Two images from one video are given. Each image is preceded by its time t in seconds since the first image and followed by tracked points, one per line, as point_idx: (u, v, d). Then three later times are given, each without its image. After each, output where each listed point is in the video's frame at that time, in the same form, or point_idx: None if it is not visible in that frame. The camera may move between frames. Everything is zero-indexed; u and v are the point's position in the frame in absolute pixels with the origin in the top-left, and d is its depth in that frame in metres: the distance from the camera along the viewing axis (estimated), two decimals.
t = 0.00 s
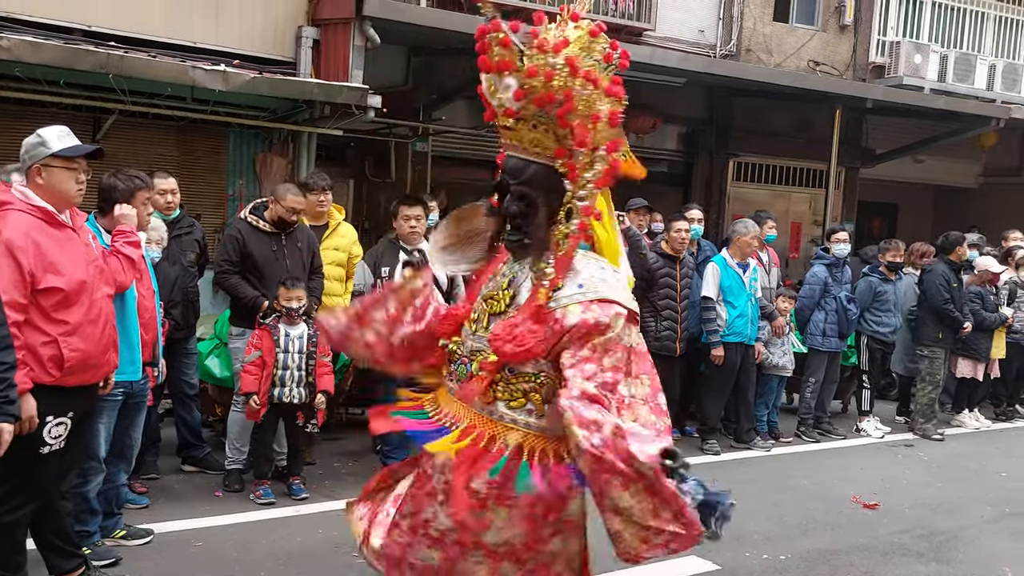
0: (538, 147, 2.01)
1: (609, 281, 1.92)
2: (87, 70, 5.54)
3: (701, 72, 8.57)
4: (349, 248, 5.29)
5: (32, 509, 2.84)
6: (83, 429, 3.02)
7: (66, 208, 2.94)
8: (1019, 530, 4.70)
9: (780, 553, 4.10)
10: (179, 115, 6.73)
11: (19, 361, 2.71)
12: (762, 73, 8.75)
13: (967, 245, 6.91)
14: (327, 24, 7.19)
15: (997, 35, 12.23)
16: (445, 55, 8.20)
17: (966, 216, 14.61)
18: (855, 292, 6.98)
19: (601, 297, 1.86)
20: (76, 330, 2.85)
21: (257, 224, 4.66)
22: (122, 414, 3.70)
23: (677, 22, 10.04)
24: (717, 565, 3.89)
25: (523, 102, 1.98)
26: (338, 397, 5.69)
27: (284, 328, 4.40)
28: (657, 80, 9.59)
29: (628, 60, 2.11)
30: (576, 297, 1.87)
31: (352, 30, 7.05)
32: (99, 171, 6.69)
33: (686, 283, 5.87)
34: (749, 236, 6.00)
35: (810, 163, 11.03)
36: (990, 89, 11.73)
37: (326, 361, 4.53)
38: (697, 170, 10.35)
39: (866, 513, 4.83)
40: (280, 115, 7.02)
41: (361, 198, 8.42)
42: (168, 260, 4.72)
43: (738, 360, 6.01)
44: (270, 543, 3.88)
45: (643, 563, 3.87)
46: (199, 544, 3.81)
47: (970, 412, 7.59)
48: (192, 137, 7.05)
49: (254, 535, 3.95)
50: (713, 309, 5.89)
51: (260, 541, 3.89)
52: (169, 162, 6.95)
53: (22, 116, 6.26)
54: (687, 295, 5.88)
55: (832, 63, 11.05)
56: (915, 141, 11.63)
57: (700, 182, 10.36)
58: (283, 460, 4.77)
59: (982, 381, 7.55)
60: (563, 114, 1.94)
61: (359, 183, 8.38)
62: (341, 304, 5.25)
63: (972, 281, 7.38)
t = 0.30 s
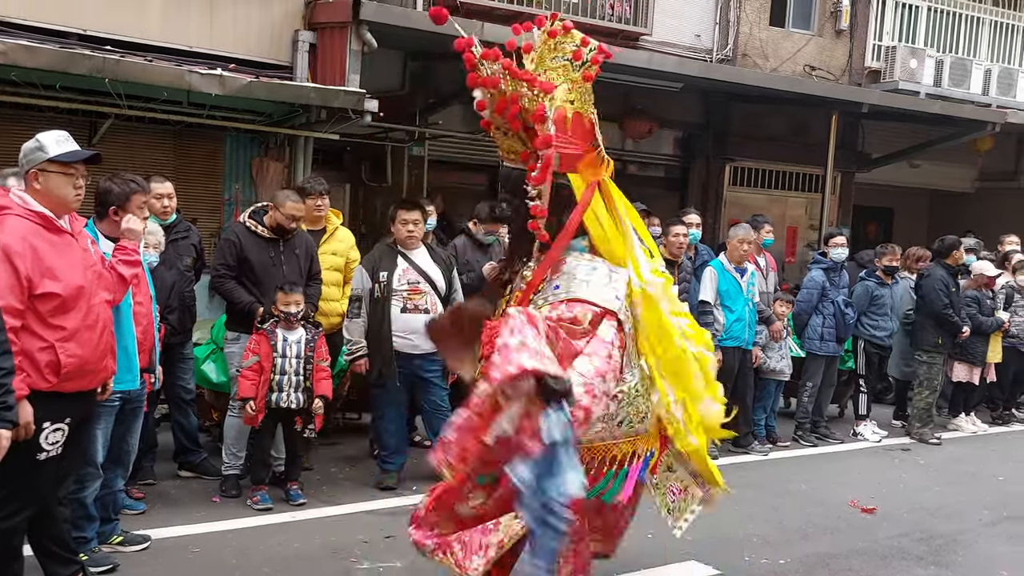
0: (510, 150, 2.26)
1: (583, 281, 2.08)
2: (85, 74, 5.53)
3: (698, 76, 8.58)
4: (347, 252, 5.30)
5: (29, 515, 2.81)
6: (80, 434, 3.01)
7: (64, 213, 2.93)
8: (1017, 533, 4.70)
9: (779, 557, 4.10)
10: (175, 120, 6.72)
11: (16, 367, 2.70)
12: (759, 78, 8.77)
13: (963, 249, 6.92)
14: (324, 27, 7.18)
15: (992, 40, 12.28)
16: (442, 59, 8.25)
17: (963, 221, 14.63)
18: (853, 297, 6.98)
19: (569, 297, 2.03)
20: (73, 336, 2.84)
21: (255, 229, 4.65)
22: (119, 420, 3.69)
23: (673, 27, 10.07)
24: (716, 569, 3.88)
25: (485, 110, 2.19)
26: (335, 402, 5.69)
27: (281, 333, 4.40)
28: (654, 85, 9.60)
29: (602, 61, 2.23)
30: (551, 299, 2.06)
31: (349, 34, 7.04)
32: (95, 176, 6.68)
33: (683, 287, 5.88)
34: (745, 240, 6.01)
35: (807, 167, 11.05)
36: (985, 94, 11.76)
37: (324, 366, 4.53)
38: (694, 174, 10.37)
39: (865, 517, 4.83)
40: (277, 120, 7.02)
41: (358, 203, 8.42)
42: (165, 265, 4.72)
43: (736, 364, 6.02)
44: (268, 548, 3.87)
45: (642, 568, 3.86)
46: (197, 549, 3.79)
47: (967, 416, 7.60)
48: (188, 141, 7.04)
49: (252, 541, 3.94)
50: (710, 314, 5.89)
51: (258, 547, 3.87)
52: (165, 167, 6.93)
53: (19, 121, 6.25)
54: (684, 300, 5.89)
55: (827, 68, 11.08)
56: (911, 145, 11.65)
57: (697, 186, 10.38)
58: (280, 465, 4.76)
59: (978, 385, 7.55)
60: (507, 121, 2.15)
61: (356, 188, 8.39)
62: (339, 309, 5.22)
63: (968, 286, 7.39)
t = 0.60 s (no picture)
0: (550, 152, 2.14)
1: (621, 273, 2.08)
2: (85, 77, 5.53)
3: (696, 80, 8.60)
4: (347, 255, 5.30)
5: (31, 518, 2.82)
6: (83, 438, 3.02)
7: (67, 216, 2.93)
8: (1017, 536, 4.70)
9: (779, 561, 4.10)
10: (174, 123, 6.73)
11: (20, 371, 2.70)
12: (757, 82, 8.79)
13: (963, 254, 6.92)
14: (323, 31, 7.19)
15: (989, 44, 12.32)
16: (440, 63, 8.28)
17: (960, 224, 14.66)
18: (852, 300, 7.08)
19: (630, 289, 2.02)
20: (77, 340, 2.84)
21: (255, 232, 4.65)
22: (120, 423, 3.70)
23: (671, 31, 10.09)
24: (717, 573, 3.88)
25: (528, 112, 2.12)
26: (334, 405, 5.69)
27: (283, 336, 4.39)
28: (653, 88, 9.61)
29: (624, 61, 2.27)
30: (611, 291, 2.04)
31: (348, 37, 7.06)
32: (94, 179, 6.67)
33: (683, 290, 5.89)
34: (742, 244, 6.02)
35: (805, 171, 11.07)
36: (983, 97, 11.80)
37: (325, 370, 4.53)
38: (693, 178, 10.39)
39: (865, 520, 4.83)
40: (277, 123, 7.02)
41: (356, 207, 8.43)
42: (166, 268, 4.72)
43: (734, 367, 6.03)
44: (270, 551, 3.86)
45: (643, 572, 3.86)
46: (198, 553, 3.79)
47: (966, 420, 7.61)
48: (188, 144, 7.03)
49: (254, 544, 3.94)
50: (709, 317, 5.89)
51: (259, 550, 3.87)
52: (164, 170, 6.93)
53: (19, 124, 6.25)
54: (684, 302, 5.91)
55: (826, 72, 11.11)
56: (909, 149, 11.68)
57: (696, 189, 10.40)
58: (281, 468, 4.76)
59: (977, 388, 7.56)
60: (567, 115, 2.08)
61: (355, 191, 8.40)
62: (339, 312, 5.25)
63: (966, 290, 7.40)
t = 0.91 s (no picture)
0: (582, 157, 2.59)
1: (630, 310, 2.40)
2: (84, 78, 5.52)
3: (694, 83, 8.61)
4: (346, 257, 5.30)
5: (30, 520, 2.81)
6: (82, 440, 3.01)
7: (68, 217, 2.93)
8: (1014, 539, 4.72)
9: (778, 563, 4.10)
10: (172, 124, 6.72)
11: (20, 372, 2.69)
12: (755, 85, 8.80)
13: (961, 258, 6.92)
14: (321, 32, 7.17)
15: (985, 48, 12.36)
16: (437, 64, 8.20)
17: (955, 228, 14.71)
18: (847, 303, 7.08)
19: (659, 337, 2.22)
20: (78, 342, 2.83)
21: (254, 233, 4.64)
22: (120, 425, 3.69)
23: (668, 33, 10.10)
24: None
25: (581, 114, 2.56)
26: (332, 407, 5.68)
27: (282, 338, 4.38)
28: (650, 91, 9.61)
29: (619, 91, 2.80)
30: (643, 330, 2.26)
31: (347, 39, 7.07)
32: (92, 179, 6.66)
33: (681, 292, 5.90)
34: (738, 246, 6.02)
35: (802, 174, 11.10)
36: (979, 101, 11.84)
37: (325, 372, 4.53)
38: (689, 181, 10.40)
39: (863, 523, 4.84)
40: (274, 124, 7.00)
41: (353, 208, 8.43)
42: (164, 269, 4.70)
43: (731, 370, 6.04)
44: (269, 554, 3.85)
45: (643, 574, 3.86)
46: (197, 555, 3.78)
47: (962, 423, 7.63)
48: (186, 146, 7.03)
49: (253, 546, 3.93)
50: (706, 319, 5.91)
51: (258, 552, 3.87)
52: (162, 171, 6.92)
53: (16, 125, 6.24)
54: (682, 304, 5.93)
55: (822, 75, 11.15)
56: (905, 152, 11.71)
57: (692, 193, 10.41)
58: (279, 470, 4.75)
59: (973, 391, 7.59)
60: (614, 122, 2.59)
61: (353, 193, 8.41)
62: (339, 315, 5.24)
63: (963, 293, 7.42)
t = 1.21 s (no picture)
0: (583, 160, 2.90)
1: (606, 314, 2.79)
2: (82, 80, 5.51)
3: (690, 87, 8.62)
4: (344, 259, 5.30)
5: (27, 522, 2.80)
6: (80, 442, 3.00)
7: (69, 218, 2.94)
8: (1011, 543, 4.73)
9: (776, 567, 4.11)
10: (170, 126, 6.72)
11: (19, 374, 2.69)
12: (752, 89, 8.82)
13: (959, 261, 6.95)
14: (320, 35, 7.18)
15: (981, 53, 12.41)
16: (435, 68, 8.24)
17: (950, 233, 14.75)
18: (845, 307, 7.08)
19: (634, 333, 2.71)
20: (76, 343, 2.83)
21: (253, 235, 4.64)
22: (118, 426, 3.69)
23: (664, 37, 10.11)
24: None
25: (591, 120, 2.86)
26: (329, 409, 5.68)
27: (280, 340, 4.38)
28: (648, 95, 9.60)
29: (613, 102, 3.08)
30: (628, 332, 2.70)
31: (345, 42, 7.05)
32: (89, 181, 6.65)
33: (679, 296, 5.91)
34: (735, 249, 6.01)
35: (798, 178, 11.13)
36: (974, 106, 11.89)
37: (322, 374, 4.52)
38: (686, 184, 10.42)
39: (860, 527, 4.85)
40: (273, 127, 7.00)
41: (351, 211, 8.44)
42: (162, 271, 4.69)
43: (727, 373, 6.05)
44: (266, 556, 3.85)
45: None
46: (194, 557, 3.77)
47: (959, 427, 7.65)
48: (184, 148, 7.04)
49: (250, 548, 3.93)
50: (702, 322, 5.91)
51: (255, 553, 3.86)
52: (160, 173, 6.93)
53: (13, 126, 6.23)
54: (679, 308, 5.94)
55: (818, 80, 11.18)
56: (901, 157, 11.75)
57: (689, 197, 10.43)
58: (276, 472, 4.74)
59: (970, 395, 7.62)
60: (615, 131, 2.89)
61: (350, 196, 8.42)
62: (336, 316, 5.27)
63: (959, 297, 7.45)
